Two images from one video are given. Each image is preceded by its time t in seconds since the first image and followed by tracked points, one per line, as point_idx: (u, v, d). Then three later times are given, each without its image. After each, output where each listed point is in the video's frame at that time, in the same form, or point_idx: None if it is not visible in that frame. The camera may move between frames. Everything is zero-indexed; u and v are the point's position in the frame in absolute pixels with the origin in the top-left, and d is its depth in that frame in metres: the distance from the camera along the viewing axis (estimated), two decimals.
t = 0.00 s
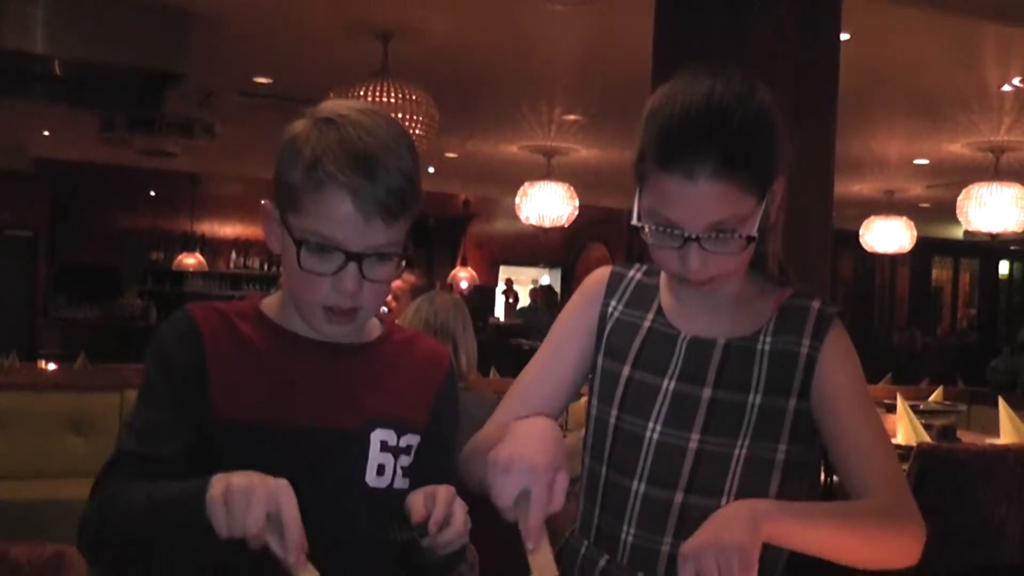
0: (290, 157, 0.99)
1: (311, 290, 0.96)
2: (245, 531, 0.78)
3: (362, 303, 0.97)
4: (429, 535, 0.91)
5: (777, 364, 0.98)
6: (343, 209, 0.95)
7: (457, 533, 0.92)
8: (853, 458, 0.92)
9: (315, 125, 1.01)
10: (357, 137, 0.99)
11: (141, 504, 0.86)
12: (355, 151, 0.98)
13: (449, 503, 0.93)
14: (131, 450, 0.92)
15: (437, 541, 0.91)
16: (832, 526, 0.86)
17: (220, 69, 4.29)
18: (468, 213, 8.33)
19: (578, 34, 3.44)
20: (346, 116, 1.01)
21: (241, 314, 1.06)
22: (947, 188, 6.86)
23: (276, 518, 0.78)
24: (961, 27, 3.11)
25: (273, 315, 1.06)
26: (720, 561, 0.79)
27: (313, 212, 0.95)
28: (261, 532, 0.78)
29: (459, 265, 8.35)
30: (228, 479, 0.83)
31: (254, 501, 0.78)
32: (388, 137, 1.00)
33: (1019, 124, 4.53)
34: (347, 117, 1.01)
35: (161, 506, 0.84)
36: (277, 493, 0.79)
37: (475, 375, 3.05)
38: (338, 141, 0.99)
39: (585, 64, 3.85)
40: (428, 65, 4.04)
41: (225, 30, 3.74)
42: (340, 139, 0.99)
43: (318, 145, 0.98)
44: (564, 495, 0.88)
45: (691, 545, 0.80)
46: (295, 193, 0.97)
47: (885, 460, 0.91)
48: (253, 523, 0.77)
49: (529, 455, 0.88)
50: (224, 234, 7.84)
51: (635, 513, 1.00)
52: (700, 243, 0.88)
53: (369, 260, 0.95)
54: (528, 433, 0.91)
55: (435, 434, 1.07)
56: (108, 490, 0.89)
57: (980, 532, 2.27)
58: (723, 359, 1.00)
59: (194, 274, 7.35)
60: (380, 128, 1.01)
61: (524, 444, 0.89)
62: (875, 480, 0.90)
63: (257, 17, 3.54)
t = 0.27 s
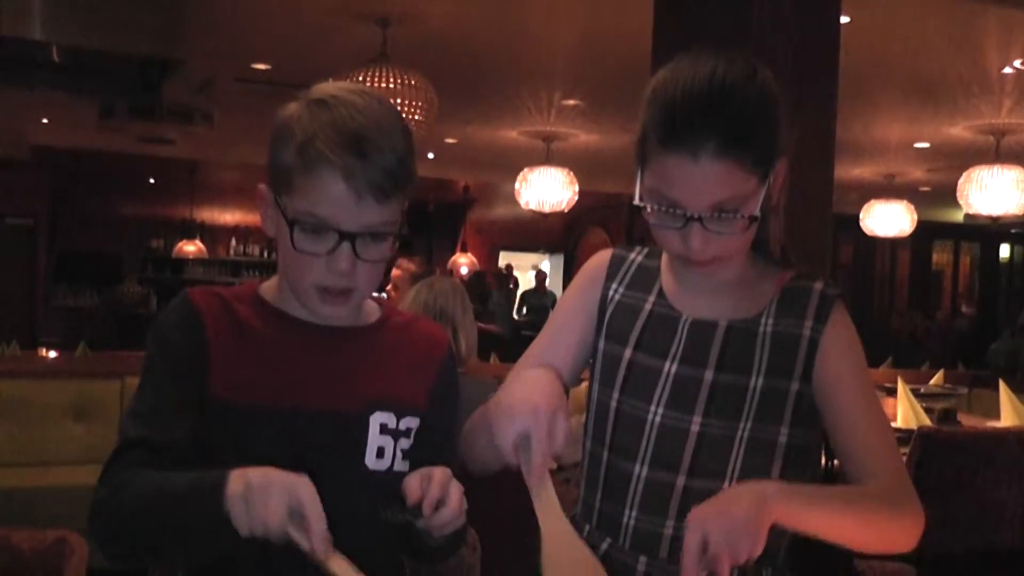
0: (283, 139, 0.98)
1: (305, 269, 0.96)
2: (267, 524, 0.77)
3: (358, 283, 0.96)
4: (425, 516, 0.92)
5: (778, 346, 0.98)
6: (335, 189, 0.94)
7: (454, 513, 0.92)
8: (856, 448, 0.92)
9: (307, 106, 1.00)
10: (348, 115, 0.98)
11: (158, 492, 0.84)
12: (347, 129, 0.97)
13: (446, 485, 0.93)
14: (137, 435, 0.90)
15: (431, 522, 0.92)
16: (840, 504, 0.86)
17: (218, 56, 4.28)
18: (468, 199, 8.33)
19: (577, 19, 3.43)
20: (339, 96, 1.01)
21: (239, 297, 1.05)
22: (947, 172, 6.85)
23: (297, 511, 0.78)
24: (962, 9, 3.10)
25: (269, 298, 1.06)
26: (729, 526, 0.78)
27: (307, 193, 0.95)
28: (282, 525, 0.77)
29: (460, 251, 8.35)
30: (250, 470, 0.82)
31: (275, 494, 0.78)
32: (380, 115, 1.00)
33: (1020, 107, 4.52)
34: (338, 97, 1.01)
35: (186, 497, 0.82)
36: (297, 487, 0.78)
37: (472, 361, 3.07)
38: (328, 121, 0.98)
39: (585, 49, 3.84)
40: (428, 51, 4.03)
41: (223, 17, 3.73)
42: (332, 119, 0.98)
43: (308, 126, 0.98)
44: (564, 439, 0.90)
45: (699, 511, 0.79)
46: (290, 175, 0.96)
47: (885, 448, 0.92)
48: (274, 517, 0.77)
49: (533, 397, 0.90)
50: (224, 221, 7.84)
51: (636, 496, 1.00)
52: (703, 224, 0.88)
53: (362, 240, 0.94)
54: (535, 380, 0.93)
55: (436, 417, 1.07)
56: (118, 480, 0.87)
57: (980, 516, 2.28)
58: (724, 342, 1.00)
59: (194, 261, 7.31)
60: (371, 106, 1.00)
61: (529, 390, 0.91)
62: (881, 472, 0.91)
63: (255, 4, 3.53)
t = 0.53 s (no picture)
0: (275, 123, 0.98)
1: (299, 251, 0.95)
2: (266, 532, 0.73)
3: (353, 263, 0.96)
4: (424, 497, 0.92)
5: (777, 327, 0.98)
6: (328, 172, 0.94)
7: (454, 494, 0.92)
8: (865, 424, 0.91)
9: (298, 91, 1.00)
10: (339, 99, 0.98)
11: (162, 480, 0.84)
12: (338, 112, 0.97)
13: (445, 466, 0.93)
14: (143, 417, 0.90)
15: (432, 503, 0.92)
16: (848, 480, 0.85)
17: (215, 43, 4.27)
18: (468, 185, 8.31)
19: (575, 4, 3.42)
20: (329, 79, 1.00)
21: (237, 280, 1.05)
22: (948, 154, 6.83)
23: (299, 521, 0.74)
24: None
25: (267, 282, 1.06)
26: (752, 518, 0.77)
27: (301, 176, 0.95)
28: (282, 536, 0.73)
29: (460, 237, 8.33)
30: (258, 461, 0.79)
31: (275, 503, 0.73)
32: (371, 98, 0.99)
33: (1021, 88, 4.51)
34: (329, 80, 1.00)
35: (187, 484, 0.82)
36: (301, 496, 0.73)
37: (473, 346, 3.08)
38: (320, 104, 0.98)
39: (583, 34, 3.84)
40: (426, 36, 4.02)
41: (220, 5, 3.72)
42: (324, 101, 0.98)
43: (300, 110, 0.97)
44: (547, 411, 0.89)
45: (717, 503, 0.78)
46: (282, 159, 0.96)
47: (892, 422, 0.91)
48: (274, 526, 0.73)
49: (517, 366, 0.89)
50: (225, 208, 7.80)
51: (636, 479, 1.00)
52: (704, 206, 0.87)
53: (357, 220, 0.94)
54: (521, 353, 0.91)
55: (435, 400, 1.07)
56: (124, 463, 0.88)
57: (983, 498, 2.28)
58: (721, 324, 1.00)
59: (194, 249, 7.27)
60: (362, 88, 1.00)
61: (515, 361, 0.89)
62: (890, 443, 0.90)
63: None
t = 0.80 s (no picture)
0: (268, 105, 0.98)
1: (294, 233, 0.94)
2: (271, 522, 0.72)
3: (348, 245, 0.95)
4: (425, 481, 0.92)
5: (777, 306, 0.97)
6: (323, 154, 0.94)
7: (453, 475, 0.92)
8: (862, 418, 0.92)
9: (291, 74, 1.00)
10: (333, 82, 0.98)
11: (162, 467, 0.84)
12: (332, 94, 0.97)
13: (444, 448, 0.93)
14: (143, 402, 0.90)
15: (433, 483, 0.92)
16: (836, 475, 0.86)
17: (214, 32, 4.26)
18: (469, 170, 8.30)
19: None
20: (321, 62, 1.00)
21: (233, 267, 1.05)
22: (950, 133, 6.81)
23: (304, 509, 0.73)
24: None
25: (263, 269, 1.06)
26: (728, 511, 0.78)
27: (296, 158, 0.94)
28: (287, 525, 0.72)
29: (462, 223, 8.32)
30: (264, 450, 0.79)
31: (281, 491, 0.72)
32: (365, 81, 1.00)
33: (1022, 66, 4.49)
34: (323, 64, 1.00)
35: (186, 468, 0.82)
36: (307, 484, 0.72)
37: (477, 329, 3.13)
38: (314, 87, 0.98)
39: (582, 17, 3.82)
40: (425, 22, 4.01)
41: None
42: (317, 83, 0.98)
43: (294, 92, 0.97)
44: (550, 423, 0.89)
45: (699, 494, 0.78)
46: (276, 141, 0.96)
47: (890, 415, 0.92)
48: (279, 517, 0.72)
49: (514, 382, 0.89)
50: (225, 198, 7.80)
51: (637, 462, 1.00)
52: (702, 181, 0.87)
53: (351, 201, 0.93)
54: (526, 366, 0.92)
55: (432, 382, 1.08)
56: (123, 451, 0.87)
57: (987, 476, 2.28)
58: (721, 303, 0.99)
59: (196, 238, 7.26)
60: (355, 72, 1.00)
61: (512, 376, 0.90)
62: (884, 435, 0.91)
63: None
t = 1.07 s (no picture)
0: (266, 90, 0.98)
1: (295, 217, 0.94)
2: (256, 483, 0.73)
3: (350, 227, 0.95)
4: (428, 468, 0.92)
5: (780, 287, 0.98)
6: (321, 136, 0.94)
7: (457, 462, 0.93)
8: (861, 386, 0.92)
9: (287, 59, 1.00)
10: (330, 65, 0.98)
11: (148, 438, 0.85)
12: (329, 78, 0.97)
13: (447, 434, 0.93)
14: (134, 387, 0.91)
15: (437, 471, 0.92)
16: (848, 450, 0.85)
17: (216, 20, 4.26)
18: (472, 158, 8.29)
19: None
20: (319, 46, 1.00)
21: (234, 255, 1.05)
22: (954, 117, 6.80)
23: (290, 470, 0.73)
24: None
25: (263, 255, 1.06)
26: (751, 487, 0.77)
27: (295, 141, 0.94)
28: (273, 485, 0.72)
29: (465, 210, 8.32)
30: (249, 412, 0.79)
31: (268, 453, 0.73)
32: (362, 64, 1.00)
33: None
34: (319, 47, 1.00)
35: (176, 441, 0.82)
36: (293, 447, 0.73)
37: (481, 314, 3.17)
38: (311, 71, 0.97)
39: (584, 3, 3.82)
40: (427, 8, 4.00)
41: None
42: (316, 66, 0.98)
43: (291, 77, 0.97)
44: (542, 414, 0.88)
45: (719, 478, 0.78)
46: (275, 126, 0.96)
47: (896, 394, 0.91)
48: (265, 476, 0.72)
49: (507, 367, 0.88)
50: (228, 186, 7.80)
51: (642, 443, 1.00)
52: (704, 163, 0.87)
53: (352, 182, 0.93)
54: (521, 354, 0.91)
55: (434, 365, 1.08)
56: (111, 432, 0.88)
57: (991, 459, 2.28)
58: (723, 285, 0.99)
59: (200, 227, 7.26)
60: (352, 55, 1.00)
61: (509, 362, 0.89)
62: (887, 408, 0.90)
63: None
